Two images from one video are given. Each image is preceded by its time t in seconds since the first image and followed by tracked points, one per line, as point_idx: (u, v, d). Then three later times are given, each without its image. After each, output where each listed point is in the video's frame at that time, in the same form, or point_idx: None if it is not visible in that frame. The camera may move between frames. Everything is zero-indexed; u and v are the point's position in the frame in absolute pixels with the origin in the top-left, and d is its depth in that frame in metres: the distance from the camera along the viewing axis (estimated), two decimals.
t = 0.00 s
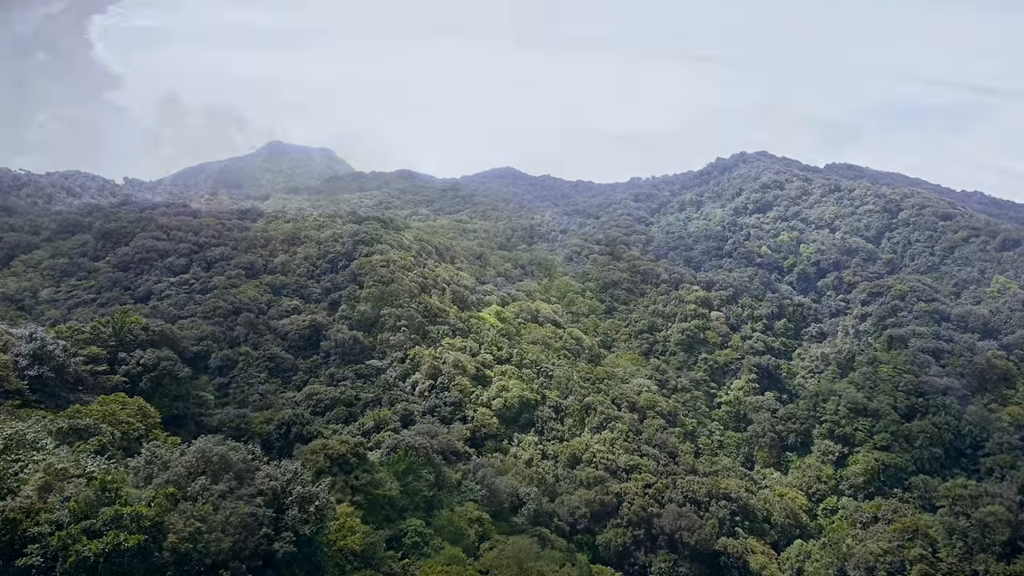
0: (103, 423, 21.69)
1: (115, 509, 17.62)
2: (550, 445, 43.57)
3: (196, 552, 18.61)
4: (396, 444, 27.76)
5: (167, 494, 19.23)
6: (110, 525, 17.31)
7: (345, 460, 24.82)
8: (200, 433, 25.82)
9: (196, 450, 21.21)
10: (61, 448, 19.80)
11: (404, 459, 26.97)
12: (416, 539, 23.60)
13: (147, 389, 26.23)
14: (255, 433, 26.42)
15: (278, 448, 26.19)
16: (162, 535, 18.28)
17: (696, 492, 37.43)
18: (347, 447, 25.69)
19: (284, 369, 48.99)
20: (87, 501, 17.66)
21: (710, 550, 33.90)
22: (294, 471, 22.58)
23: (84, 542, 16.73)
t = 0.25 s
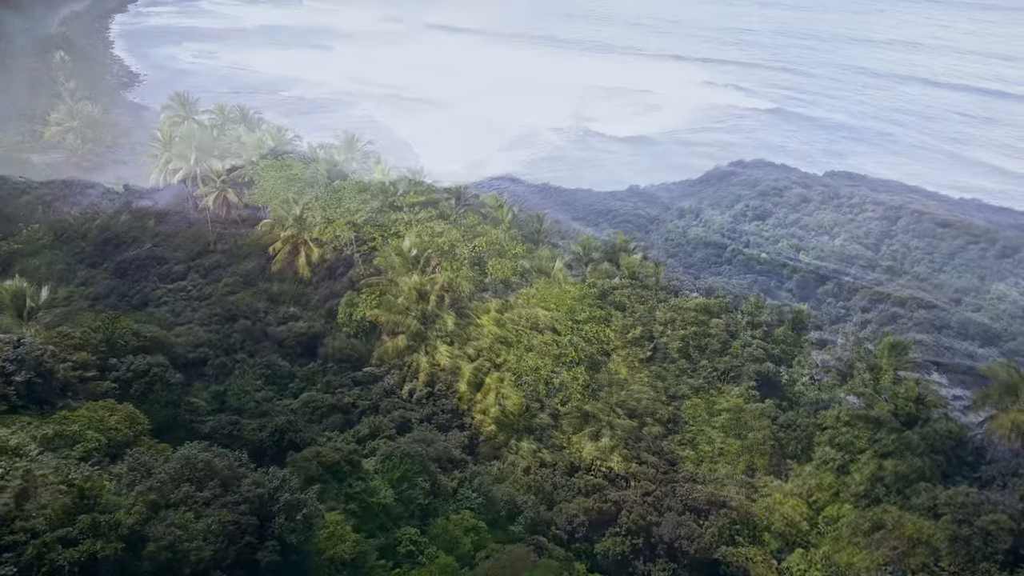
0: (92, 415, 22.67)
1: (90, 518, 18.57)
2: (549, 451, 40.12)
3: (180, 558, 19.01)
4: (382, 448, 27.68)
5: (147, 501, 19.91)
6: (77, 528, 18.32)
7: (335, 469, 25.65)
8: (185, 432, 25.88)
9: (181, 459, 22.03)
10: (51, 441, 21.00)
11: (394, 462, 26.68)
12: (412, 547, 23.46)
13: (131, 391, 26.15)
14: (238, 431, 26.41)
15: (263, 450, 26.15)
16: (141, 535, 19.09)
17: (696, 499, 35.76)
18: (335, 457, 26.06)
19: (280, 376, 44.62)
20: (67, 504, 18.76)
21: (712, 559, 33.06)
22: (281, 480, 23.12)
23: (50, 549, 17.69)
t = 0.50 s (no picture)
0: (76, 404, 18.04)
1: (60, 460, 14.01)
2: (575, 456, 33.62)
3: (175, 557, 13.51)
4: (363, 396, 21.06)
5: (136, 496, 14.21)
6: (50, 488, 13.45)
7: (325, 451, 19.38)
8: (166, 415, 19.00)
9: (164, 462, 16.81)
10: (24, 429, 16.49)
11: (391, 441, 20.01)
12: (408, 553, 16.89)
13: (116, 375, 19.96)
14: (219, 411, 19.65)
15: (239, 430, 19.15)
16: (126, 540, 13.42)
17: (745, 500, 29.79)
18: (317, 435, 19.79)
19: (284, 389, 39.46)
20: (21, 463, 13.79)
21: None
22: (273, 476, 17.86)
23: (35, 500, 13.13)
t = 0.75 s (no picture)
0: (67, 402, 15.33)
1: (58, 457, 13.71)
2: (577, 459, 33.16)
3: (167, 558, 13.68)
4: (361, 398, 21.22)
5: (127, 496, 14.35)
6: (42, 484, 12.98)
7: (321, 452, 19.92)
8: (164, 414, 18.84)
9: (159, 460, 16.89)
10: (16, 428, 14.05)
11: (387, 447, 20.58)
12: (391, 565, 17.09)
13: (115, 372, 20.01)
14: (218, 410, 19.52)
15: (236, 429, 19.23)
16: (120, 538, 13.63)
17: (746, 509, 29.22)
18: (315, 438, 20.12)
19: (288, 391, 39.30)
20: (17, 458, 13.13)
21: None
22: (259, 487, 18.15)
23: (24, 499, 12.41)
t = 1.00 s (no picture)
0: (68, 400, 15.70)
1: (56, 454, 13.97)
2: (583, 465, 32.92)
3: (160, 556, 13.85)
4: (362, 399, 21.26)
5: (126, 493, 14.58)
6: (39, 481, 13.17)
7: (321, 453, 19.99)
8: (167, 412, 19.03)
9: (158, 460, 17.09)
10: (17, 424, 14.39)
11: (386, 448, 20.61)
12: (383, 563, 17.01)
13: (120, 370, 20.24)
14: (219, 410, 19.69)
15: (237, 428, 19.35)
16: (115, 535, 13.79)
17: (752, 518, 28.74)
18: (315, 438, 20.24)
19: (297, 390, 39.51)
20: (15, 455, 13.40)
21: None
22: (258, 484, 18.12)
23: (21, 496, 12.60)
